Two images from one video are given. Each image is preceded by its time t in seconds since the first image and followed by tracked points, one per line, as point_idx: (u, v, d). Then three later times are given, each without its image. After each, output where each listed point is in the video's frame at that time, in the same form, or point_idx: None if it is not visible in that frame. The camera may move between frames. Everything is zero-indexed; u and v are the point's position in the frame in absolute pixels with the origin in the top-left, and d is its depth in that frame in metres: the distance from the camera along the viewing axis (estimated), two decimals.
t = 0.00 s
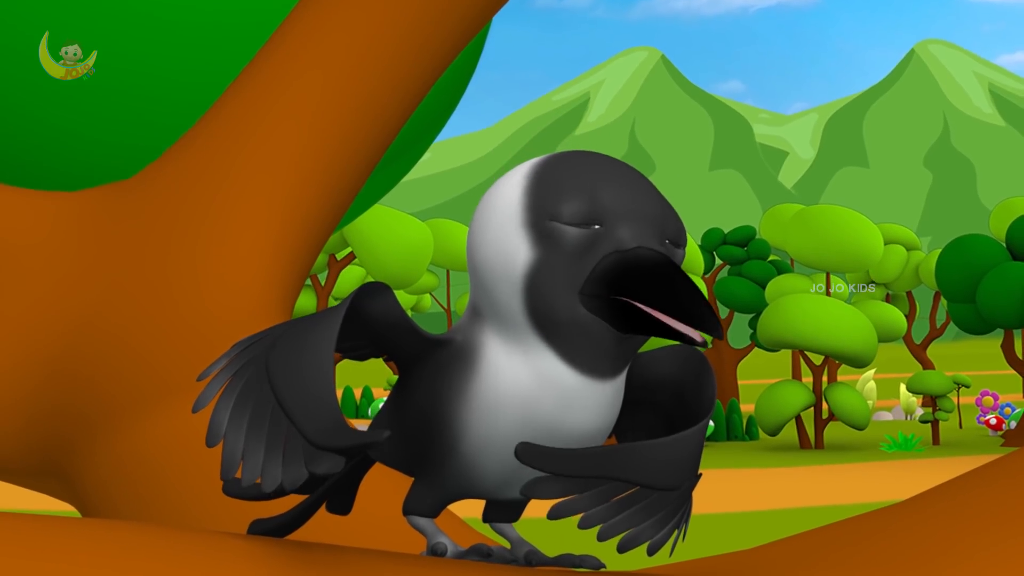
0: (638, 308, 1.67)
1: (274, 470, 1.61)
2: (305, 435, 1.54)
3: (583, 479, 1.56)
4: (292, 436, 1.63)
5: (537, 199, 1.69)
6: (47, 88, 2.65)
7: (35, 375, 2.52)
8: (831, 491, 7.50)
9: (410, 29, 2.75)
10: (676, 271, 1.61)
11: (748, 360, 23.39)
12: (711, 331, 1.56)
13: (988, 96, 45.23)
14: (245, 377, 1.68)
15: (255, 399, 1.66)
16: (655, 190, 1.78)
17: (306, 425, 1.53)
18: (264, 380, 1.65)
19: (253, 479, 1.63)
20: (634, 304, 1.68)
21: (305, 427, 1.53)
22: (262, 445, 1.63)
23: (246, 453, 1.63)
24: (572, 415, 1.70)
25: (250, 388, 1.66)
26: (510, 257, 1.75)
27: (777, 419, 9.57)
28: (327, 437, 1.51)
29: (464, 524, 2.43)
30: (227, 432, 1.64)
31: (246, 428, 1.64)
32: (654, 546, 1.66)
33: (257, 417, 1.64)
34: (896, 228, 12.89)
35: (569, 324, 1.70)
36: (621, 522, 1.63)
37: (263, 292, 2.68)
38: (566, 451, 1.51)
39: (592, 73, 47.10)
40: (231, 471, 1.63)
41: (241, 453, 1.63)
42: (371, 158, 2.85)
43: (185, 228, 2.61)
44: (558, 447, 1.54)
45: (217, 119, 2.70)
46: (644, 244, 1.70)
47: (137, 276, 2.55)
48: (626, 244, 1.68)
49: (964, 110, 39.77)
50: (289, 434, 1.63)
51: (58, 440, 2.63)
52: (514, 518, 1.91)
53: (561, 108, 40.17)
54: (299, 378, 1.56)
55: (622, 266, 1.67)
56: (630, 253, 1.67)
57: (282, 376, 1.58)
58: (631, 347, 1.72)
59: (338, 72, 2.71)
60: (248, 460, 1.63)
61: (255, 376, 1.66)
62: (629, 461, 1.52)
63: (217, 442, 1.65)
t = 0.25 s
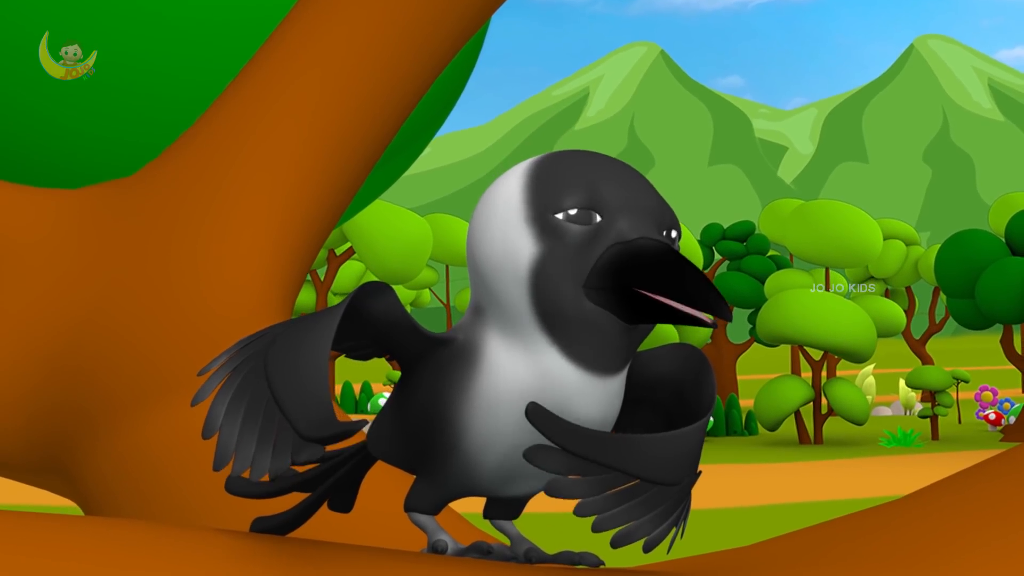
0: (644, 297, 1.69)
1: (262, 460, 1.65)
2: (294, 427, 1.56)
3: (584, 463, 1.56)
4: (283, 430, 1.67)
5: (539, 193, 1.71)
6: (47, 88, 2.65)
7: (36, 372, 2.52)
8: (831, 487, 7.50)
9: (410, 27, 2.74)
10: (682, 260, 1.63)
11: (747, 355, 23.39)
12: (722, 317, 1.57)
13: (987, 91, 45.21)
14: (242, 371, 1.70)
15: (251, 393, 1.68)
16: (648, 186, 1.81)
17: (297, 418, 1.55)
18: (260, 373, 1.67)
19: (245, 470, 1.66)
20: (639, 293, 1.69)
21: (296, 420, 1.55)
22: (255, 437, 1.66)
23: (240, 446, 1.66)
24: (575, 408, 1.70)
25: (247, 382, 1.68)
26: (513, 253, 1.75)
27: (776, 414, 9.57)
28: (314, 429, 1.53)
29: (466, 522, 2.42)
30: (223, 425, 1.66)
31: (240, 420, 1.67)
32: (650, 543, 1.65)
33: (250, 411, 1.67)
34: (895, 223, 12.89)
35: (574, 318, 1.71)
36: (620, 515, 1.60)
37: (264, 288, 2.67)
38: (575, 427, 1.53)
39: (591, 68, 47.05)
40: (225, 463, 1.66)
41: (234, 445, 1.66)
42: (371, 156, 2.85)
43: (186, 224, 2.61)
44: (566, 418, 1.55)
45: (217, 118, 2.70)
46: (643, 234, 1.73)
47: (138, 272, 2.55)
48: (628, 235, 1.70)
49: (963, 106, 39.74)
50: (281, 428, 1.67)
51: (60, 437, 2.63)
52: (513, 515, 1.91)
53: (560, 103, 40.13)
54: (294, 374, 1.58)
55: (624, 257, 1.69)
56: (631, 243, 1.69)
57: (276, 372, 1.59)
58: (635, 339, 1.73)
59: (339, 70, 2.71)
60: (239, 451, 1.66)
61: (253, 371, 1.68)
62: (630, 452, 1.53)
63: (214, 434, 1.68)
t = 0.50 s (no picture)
0: (637, 283, 1.68)
1: (249, 449, 1.66)
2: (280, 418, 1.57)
3: (586, 448, 1.56)
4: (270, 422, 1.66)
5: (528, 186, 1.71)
6: (47, 87, 2.65)
7: (37, 369, 2.52)
8: (830, 481, 7.51)
9: (411, 24, 2.74)
10: (674, 245, 1.64)
11: (746, 351, 23.41)
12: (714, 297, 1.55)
13: (986, 86, 45.20)
14: (238, 364, 1.71)
15: (244, 386, 1.68)
16: (636, 176, 1.81)
17: (285, 410, 1.56)
18: (255, 366, 1.68)
19: (235, 460, 1.67)
20: (631, 280, 1.69)
21: (283, 411, 1.56)
22: (244, 428, 1.67)
23: (231, 436, 1.67)
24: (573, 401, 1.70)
25: (241, 376, 1.69)
26: (507, 248, 1.75)
27: (775, 409, 9.58)
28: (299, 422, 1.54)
29: (467, 520, 2.43)
30: (217, 416, 1.68)
31: (233, 411, 1.68)
32: (648, 537, 1.63)
33: (243, 402, 1.67)
34: (894, 218, 12.89)
35: (571, 310, 1.71)
36: (618, 507, 1.59)
37: (264, 286, 2.67)
38: (581, 405, 1.54)
39: (590, 63, 47.01)
40: (215, 454, 1.67)
41: (226, 436, 1.67)
42: (372, 154, 2.85)
43: (188, 221, 2.61)
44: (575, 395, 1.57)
45: (217, 116, 2.70)
46: (631, 221, 1.73)
47: (139, 270, 2.55)
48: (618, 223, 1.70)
49: (962, 100, 39.72)
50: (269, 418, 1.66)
51: (62, 433, 2.63)
52: (514, 511, 1.92)
53: (559, 99, 40.11)
54: (286, 367, 1.58)
55: (614, 245, 1.69)
56: (622, 231, 1.70)
57: (269, 364, 1.60)
58: (633, 330, 1.73)
59: (338, 68, 2.70)
60: (229, 442, 1.67)
61: (247, 363, 1.69)
62: (629, 444, 1.53)
63: (209, 425, 1.70)
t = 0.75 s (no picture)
0: (629, 271, 1.68)
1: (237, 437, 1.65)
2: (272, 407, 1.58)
3: (584, 444, 1.57)
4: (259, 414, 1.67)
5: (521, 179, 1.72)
6: (47, 87, 2.65)
7: (39, 366, 2.52)
8: (829, 476, 7.51)
9: (412, 21, 2.74)
10: (661, 234, 1.63)
11: (745, 346, 23.43)
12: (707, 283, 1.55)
13: (986, 80, 45.19)
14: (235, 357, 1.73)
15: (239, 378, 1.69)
16: (629, 168, 1.82)
17: (279, 397, 1.57)
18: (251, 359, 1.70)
19: (225, 450, 1.67)
20: (626, 268, 1.69)
21: (276, 398, 1.57)
22: (235, 420, 1.67)
23: (223, 426, 1.67)
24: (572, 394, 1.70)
25: (236, 369, 1.70)
26: (503, 242, 1.76)
27: (774, 404, 9.59)
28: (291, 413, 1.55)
29: (468, 516, 2.44)
30: (212, 408, 1.69)
31: (227, 402, 1.68)
32: (648, 533, 1.62)
33: (236, 394, 1.68)
34: (894, 213, 12.88)
35: (567, 301, 1.71)
36: (615, 504, 1.59)
37: (265, 283, 2.67)
38: (579, 401, 1.54)
39: (589, 57, 46.96)
40: (208, 444, 1.68)
41: (219, 426, 1.68)
42: (372, 151, 2.84)
43: (189, 218, 2.61)
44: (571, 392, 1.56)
45: (217, 114, 2.69)
46: (624, 212, 1.74)
47: (140, 267, 2.55)
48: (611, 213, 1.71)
49: (961, 95, 39.70)
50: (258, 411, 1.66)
51: (64, 430, 2.63)
52: (516, 506, 1.92)
53: (558, 94, 40.08)
54: (281, 360, 1.59)
55: (607, 236, 1.69)
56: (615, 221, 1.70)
57: (268, 354, 1.62)
58: (631, 320, 1.74)
59: (339, 65, 2.70)
60: (221, 434, 1.67)
61: (244, 356, 1.70)
62: (626, 440, 1.53)
63: (204, 416, 1.71)
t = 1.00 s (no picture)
0: (626, 261, 1.69)
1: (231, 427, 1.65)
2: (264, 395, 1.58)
3: (581, 451, 1.56)
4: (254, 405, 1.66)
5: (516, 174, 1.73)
6: (47, 87, 2.65)
7: (40, 363, 2.51)
8: (828, 471, 7.52)
9: (412, 18, 2.73)
10: (656, 224, 1.62)
11: (744, 341, 23.45)
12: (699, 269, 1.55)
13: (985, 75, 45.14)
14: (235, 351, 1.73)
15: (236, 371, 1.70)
16: (623, 163, 1.82)
17: (270, 384, 1.57)
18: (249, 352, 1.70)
19: (219, 439, 1.67)
20: (622, 259, 1.69)
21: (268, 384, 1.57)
22: (231, 409, 1.66)
23: (218, 418, 1.67)
24: (571, 387, 1.70)
25: (232, 361, 1.70)
26: (500, 236, 1.76)
27: (773, 399, 9.60)
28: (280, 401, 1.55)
29: (469, 513, 2.44)
30: (210, 400, 1.69)
31: (223, 394, 1.68)
32: (650, 528, 1.63)
33: (232, 386, 1.68)
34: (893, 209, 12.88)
35: (565, 294, 1.71)
36: (616, 504, 1.58)
37: (266, 280, 2.67)
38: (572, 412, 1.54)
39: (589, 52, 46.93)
40: (203, 435, 1.68)
41: (214, 417, 1.67)
42: (372, 148, 2.84)
43: (190, 215, 2.61)
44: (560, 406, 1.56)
45: (217, 112, 2.70)
46: (619, 204, 1.74)
47: (141, 264, 2.54)
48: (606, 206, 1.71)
49: (961, 90, 39.67)
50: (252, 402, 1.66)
51: (65, 427, 2.63)
52: (518, 501, 1.92)
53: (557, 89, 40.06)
54: (274, 350, 1.59)
55: (603, 228, 1.69)
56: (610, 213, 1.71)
57: (264, 346, 1.62)
58: (630, 311, 1.74)
59: (340, 62, 2.70)
60: (216, 424, 1.67)
61: (241, 349, 1.71)
62: (623, 441, 1.54)
63: (200, 409, 1.71)
